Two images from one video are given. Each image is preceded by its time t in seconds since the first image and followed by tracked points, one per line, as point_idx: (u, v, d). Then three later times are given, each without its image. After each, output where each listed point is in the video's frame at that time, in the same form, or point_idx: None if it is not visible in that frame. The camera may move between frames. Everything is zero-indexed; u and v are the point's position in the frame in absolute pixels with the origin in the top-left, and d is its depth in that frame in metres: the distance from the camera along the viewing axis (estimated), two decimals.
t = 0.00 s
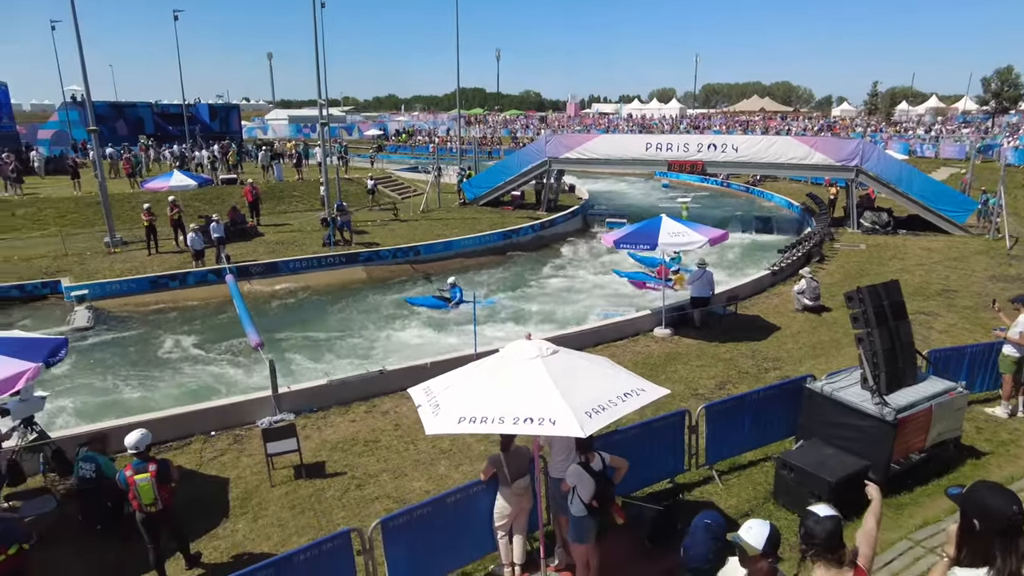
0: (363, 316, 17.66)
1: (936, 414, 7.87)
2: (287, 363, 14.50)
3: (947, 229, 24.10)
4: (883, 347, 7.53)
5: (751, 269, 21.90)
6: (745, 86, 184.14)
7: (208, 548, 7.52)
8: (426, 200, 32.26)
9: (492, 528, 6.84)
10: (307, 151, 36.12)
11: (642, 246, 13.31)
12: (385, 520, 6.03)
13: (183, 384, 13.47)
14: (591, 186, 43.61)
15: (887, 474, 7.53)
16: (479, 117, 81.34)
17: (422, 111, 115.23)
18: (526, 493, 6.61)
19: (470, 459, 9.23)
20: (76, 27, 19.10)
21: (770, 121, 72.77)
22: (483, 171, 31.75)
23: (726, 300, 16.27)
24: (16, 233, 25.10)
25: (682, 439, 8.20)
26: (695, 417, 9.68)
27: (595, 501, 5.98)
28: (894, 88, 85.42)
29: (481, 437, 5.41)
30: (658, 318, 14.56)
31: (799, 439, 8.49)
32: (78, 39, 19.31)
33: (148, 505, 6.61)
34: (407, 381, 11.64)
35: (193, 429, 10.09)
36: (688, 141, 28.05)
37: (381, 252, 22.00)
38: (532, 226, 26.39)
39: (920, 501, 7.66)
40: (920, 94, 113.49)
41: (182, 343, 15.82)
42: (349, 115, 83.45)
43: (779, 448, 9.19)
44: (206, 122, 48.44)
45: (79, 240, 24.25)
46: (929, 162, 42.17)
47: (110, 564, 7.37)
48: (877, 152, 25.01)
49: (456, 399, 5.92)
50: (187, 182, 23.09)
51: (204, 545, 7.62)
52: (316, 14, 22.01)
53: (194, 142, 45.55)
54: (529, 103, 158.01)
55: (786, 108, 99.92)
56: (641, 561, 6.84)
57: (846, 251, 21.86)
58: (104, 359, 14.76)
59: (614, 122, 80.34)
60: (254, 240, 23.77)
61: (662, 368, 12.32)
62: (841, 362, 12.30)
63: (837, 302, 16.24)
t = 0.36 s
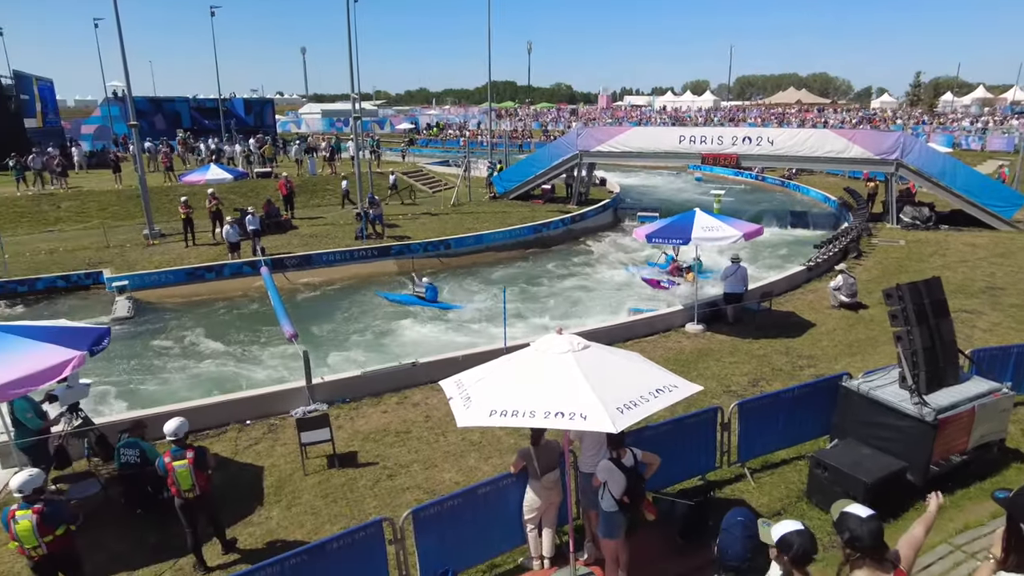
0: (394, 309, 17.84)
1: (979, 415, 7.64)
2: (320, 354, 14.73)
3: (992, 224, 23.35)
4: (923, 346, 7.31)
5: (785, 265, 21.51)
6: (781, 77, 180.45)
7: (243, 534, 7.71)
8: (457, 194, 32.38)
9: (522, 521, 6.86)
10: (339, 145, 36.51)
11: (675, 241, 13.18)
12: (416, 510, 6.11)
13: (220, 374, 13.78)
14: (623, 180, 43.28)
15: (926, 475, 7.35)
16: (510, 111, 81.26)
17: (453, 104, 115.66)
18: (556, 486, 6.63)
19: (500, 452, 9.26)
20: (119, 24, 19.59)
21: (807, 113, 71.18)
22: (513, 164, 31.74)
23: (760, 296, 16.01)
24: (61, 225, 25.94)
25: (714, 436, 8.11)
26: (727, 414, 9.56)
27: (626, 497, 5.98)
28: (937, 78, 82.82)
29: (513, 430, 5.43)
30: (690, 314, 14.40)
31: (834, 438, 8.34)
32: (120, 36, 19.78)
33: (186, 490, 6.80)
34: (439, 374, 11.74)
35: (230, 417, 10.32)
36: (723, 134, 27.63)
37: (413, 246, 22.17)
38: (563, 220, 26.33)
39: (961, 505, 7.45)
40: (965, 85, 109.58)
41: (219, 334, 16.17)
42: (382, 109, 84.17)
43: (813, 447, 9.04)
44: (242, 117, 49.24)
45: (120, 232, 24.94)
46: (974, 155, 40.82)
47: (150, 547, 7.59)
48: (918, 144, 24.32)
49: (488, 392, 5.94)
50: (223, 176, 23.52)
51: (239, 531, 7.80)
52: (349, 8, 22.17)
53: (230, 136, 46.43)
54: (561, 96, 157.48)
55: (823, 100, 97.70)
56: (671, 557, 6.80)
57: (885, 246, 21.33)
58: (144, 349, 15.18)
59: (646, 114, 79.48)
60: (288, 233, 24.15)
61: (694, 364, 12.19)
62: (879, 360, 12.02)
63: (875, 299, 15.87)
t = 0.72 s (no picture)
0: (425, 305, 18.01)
1: None
2: (352, 348, 14.93)
3: None
4: (966, 348, 7.08)
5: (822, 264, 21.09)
6: (818, 72, 176.61)
7: (277, 524, 7.86)
8: (488, 190, 32.46)
9: (551, 518, 6.86)
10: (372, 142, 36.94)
11: (709, 238, 13.05)
12: (447, 504, 6.15)
13: (253, 367, 14.04)
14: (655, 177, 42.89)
15: (968, 481, 7.14)
16: (542, 107, 81.08)
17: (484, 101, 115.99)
18: (586, 484, 6.60)
19: (529, 448, 9.27)
20: (160, 24, 20.07)
21: (847, 108, 69.49)
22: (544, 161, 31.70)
23: (796, 296, 15.72)
24: (105, 220, 26.73)
25: (748, 436, 7.99)
26: (761, 414, 9.42)
27: (658, 496, 5.92)
28: (984, 72, 80.16)
29: (544, 427, 5.44)
30: (724, 313, 14.21)
31: (872, 441, 8.15)
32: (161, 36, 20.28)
33: (223, 480, 6.95)
34: (470, 370, 11.80)
35: (265, 410, 10.52)
36: (758, 130, 27.25)
37: (444, 242, 22.33)
38: (594, 217, 26.24)
39: (1006, 513, 7.22)
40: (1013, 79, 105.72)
41: (255, 327, 16.54)
42: (413, 106, 84.81)
43: (849, 449, 8.85)
44: (277, 114, 50.06)
45: (160, 227, 25.62)
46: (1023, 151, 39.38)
47: (188, 534, 7.79)
48: (964, 140, 23.57)
49: (519, 388, 5.95)
50: (259, 172, 23.99)
51: (274, 521, 7.95)
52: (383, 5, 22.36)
53: (266, 134, 47.27)
54: (592, 92, 156.54)
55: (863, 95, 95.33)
56: (702, 557, 6.73)
57: (926, 245, 20.75)
58: (183, 341, 15.61)
59: (679, 110, 78.58)
60: (322, 229, 24.53)
61: (726, 364, 12.04)
62: (920, 363, 11.70)
63: (916, 299, 15.46)
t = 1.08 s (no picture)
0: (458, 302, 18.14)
1: None
2: (386, 343, 15.09)
3: None
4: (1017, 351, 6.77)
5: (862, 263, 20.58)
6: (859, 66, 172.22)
7: (312, 515, 8.00)
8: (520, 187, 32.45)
9: (583, 515, 6.85)
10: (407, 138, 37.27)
11: (745, 235, 12.86)
12: (479, 499, 6.19)
13: (284, 360, 14.30)
14: (690, 173, 42.39)
15: (1016, 489, 6.90)
16: (575, 103, 80.77)
17: (516, 98, 116.08)
18: (618, 483, 6.57)
19: (561, 446, 9.26)
20: (201, 24, 20.51)
21: (890, 103, 67.66)
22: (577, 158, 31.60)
23: (835, 295, 15.37)
24: (147, 216, 27.48)
25: (784, 438, 7.86)
26: (798, 416, 9.25)
27: (692, 495, 5.88)
28: None
29: (579, 423, 5.46)
30: (760, 312, 13.98)
31: (914, 445, 7.94)
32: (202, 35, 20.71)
33: (260, 471, 7.09)
34: (503, 366, 11.84)
35: (300, 402, 10.72)
36: (796, 126, 26.66)
37: (476, 239, 22.42)
38: (627, 214, 26.05)
39: None
40: None
41: (291, 321, 16.85)
42: (447, 103, 85.33)
43: (890, 453, 8.63)
44: (313, 112, 50.80)
45: (200, 223, 26.25)
46: None
47: (226, 523, 7.98)
48: (1014, 136, 22.48)
49: (552, 385, 5.95)
50: (296, 169, 24.39)
51: (309, 511, 8.10)
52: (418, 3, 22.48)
53: (302, 131, 48.01)
54: (626, 88, 155.27)
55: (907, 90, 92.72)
56: (735, 558, 6.66)
57: (973, 245, 20.08)
58: (223, 334, 16.00)
59: (715, 106, 77.45)
60: (357, 225, 24.85)
61: (763, 364, 11.84)
62: (965, 366, 11.34)
63: (961, 300, 14.96)
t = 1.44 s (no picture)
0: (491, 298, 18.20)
1: None
2: (421, 339, 15.17)
3: None
4: None
5: (904, 262, 20.01)
6: (903, 61, 167.39)
7: (345, 506, 8.14)
8: (553, 184, 32.39)
9: (614, 513, 6.83)
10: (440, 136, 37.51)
11: (782, 233, 12.63)
12: (511, 493, 6.22)
13: (317, 353, 14.53)
14: (725, 170, 41.79)
15: None
16: (609, 100, 80.27)
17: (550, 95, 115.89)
18: (650, 482, 6.54)
19: (592, 443, 9.24)
20: (241, 24, 20.93)
21: (937, 98, 65.63)
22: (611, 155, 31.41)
23: (875, 296, 15.01)
24: (187, 212, 28.18)
25: (821, 440, 7.70)
26: (835, 417, 9.07)
27: (727, 496, 5.82)
28: None
29: (612, 421, 5.45)
30: (797, 312, 13.72)
31: (957, 450, 7.72)
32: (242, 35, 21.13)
33: (296, 461, 7.25)
34: (536, 363, 11.85)
35: (336, 395, 10.88)
36: (837, 122, 25.76)
37: (509, 236, 22.46)
38: (661, 211, 25.80)
39: None
40: None
41: (327, 315, 17.11)
42: (481, 100, 85.54)
43: (931, 458, 8.40)
44: (348, 109, 51.42)
45: (238, 218, 26.84)
46: None
47: (263, 512, 8.17)
48: None
49: (585, 382, 5.95)
50: (331, 166, 24.74)
51: (342, 502, 8.25)
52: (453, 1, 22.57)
53: (337, 128, 48.68)
54: (661, 84, 153.54)
55: (955, 85, 89.76)
56: (769, 561, 6.57)
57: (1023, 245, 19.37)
58: (260, 327, 16.36)
59: (752, 102, 76.14)
60: (391, 222, 25.12)
61: (799, 364, 11.63)
62: (1012, 370, 10.95)
63: (1009, 302, 14.45)
